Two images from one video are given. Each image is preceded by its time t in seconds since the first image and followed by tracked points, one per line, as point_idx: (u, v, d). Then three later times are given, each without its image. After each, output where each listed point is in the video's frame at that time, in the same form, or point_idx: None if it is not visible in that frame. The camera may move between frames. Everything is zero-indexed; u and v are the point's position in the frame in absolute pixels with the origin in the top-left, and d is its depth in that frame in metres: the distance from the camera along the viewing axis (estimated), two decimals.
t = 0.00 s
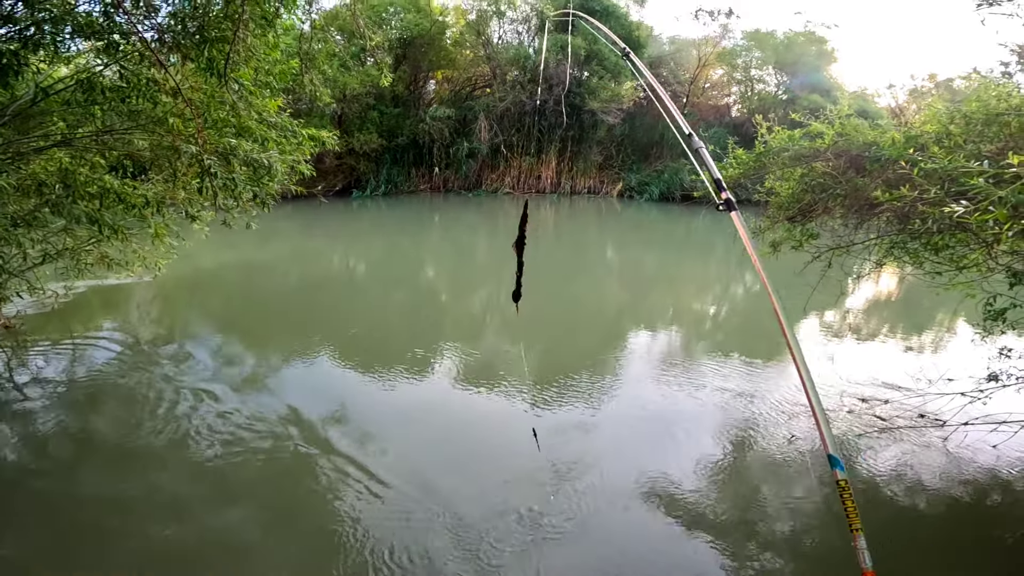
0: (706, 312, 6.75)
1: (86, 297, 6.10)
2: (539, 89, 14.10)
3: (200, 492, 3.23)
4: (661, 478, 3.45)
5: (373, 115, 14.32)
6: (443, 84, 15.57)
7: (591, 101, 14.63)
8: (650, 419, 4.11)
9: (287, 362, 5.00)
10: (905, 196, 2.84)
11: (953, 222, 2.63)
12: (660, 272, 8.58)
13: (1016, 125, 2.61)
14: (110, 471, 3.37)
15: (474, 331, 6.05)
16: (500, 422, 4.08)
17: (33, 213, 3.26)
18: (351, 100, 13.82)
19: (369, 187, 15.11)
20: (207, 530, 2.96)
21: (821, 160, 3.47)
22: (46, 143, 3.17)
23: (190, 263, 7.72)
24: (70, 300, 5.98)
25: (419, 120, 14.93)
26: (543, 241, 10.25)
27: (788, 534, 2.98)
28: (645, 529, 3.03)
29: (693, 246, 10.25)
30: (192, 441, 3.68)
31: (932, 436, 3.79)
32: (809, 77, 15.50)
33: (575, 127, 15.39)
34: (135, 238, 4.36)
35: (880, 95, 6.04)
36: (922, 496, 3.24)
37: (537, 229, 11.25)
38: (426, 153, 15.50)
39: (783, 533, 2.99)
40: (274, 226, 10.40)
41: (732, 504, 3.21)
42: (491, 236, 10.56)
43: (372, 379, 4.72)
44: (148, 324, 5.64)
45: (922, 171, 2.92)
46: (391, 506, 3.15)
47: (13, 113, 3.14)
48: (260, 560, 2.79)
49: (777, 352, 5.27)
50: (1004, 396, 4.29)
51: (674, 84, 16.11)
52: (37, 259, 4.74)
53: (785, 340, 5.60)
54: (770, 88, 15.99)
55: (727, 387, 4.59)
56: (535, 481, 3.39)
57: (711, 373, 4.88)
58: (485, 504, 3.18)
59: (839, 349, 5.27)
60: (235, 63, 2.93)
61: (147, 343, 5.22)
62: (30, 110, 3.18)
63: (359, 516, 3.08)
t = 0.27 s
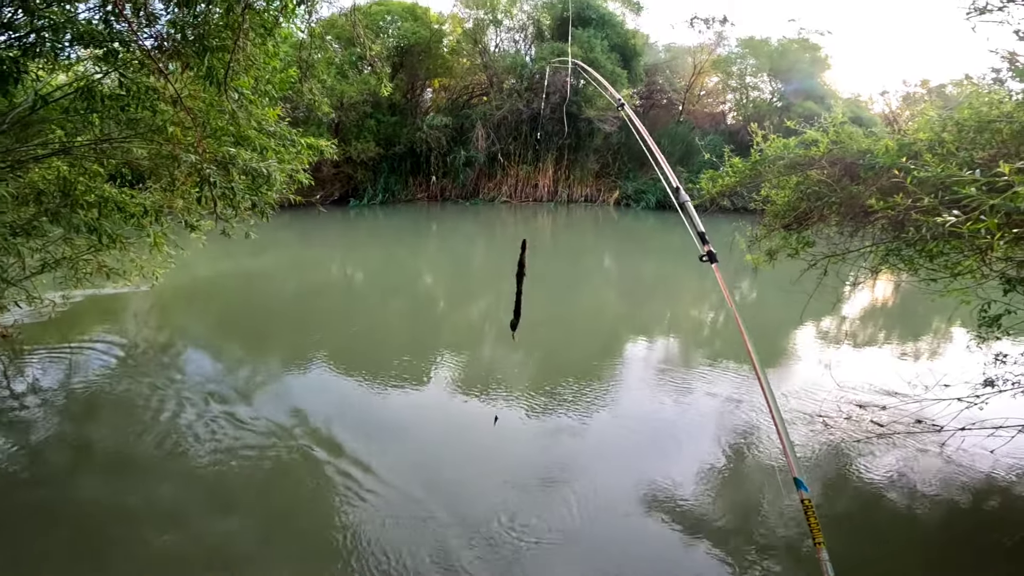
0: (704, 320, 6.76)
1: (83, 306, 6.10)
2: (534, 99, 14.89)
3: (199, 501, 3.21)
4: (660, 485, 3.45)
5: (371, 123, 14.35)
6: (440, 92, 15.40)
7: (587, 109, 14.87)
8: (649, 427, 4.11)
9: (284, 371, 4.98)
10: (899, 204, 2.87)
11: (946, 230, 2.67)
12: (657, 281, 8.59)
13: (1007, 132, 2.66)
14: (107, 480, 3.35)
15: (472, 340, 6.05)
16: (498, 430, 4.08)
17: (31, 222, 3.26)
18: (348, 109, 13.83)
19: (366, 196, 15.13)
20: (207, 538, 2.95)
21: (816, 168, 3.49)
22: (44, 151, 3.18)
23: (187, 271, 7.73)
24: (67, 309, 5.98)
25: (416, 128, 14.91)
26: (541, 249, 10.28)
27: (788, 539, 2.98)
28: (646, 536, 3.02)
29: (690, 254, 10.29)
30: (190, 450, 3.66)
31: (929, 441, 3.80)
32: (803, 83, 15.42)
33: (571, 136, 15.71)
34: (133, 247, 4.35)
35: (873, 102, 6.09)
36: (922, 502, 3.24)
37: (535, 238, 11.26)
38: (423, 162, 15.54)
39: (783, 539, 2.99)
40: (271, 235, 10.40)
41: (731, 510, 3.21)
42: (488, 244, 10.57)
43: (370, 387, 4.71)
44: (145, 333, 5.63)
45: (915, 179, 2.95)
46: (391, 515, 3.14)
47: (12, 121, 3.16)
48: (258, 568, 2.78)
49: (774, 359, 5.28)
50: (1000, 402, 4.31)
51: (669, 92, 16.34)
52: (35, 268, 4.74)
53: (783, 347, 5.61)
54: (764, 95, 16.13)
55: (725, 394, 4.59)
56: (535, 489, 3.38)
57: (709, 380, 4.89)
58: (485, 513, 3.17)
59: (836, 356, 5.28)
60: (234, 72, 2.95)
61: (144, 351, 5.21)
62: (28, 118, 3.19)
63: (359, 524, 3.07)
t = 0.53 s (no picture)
0: (698, 326, 6.77)
1: (75, 314, 6.06)
2: (530, 105, 14.84)
3: (192, 510, 3.18)
4: (656, 491, 3.44)
5: (365, 130, 14.35)
6: (435, 99, 15.62)
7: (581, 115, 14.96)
8: (645, 432, 4.11)
9: (278, 379, 4.96)
10: (891, 209, 2.89)
11: (937, 235, 2.69)
12: (651, 287, 8.60)
13: (997, 137, 2.68)
14: (101, 489, 3.32)
15: (467, 347, 6.04)
16: (494, 437, 4.07)
17: (22, 230, 3.23)
18: (343, 116, 13.80)
19: (361, 203, 15.11)
20: (200, 548, 2.92)
21: (808, 173, 3.51)
22: (37, 157, 3.17)
23: (181, 280, 7.70)
24: (59, 317, 5.94)
25: (410, 135, 14.94)
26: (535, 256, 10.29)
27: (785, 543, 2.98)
28: (643, 542, 3.02)
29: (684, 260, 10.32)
30: (183, 459, 3.63)
31: (923, 445, 3.82)
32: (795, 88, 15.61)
33: (565, 143, 15.69)
34: (126, 254, 4.33)
35: (864, 107, 6.13)
36: (917, 504, 3.25)
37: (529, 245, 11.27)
38: (418, 168, 15.54)
39: (780, 542, 2.99)
40: (266, 242, 10.38)
41: (728, 514, 3.22)
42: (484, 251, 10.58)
43: (365, 395, 4.70)
44: (137, 342, 5.59)
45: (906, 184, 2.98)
46: (388, 522, 3.13)
47: (4, 128, 3.14)
48: None
49: (768, 365, 5.29)
50: (993, 405, 4.33)
51: (662, 98, 16.66)
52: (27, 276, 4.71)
53: (777, 352, 5.63)
54: (757, 101, 16.22)
55: (720, 400, 4.60)
56: (531, 495, 3.37)
57: (703, 385, 4.90)
58: (482, 519, 3.15)
59: (830, 361, 5.30)
60: (228, 78, 2.95)
61: (137, 360, 5.17)
62: (20, 124, 3.18)
63: (355, 532, 3.05)
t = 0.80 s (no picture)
0: (696, 325, 6.78)
1: (72, 315, 6.05)
2: (528, 106, 14.98)
3: (189, 512, 3.16)
4: (655, 491, 3.44)
5: (362, 130, 14.35)
6: (432, 100, 15.60)
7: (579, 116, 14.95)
8: (644, 433, 4.11)
9: (276, 380, 4.95)
10: (888, 209, 2.89)
11: (934, 235, 2.69)
12: (650, 287, 8.60)
13: (994, 136, 2.68)
14: (98, 491, 3.31)
15: (465, 348, 6.04)
16: (493, 437, 4.07)
17: (19, 231, 3.22)
18: (340, 116, 13.75)
19: (359, 204, 15.09)
20: (197, 550, 2.91)
21: (805, 173, 3.51)
22: (33, 158, 3.16)
23: (178, 281, 7.69)
24: (56, 318, 5.93)
25: (408, 135, 14.93)
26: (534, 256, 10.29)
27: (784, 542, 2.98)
28: (642, 542, 3.02)
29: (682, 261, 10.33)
30: (180, 461, 3.62)
31: (921, 444, 3.83)
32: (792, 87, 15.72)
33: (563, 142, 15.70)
34: (123, 255, 4.32)
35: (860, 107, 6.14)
36: (915, 504, 3.25)
37: (527, 245, 11.27)
38: (416, 169, 15.53)
39: (779, 542, 2.99)
40: (263, 244, 10.36)
41: (727, 515, 3.22)
42: (482, 252, 10.56)
43: (363, 396, 4.70)
44: (135, 343, 5.58)
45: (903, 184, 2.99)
46: (386, 523, 3.12)
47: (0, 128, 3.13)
48: None
49: (767, 365, 5.29)
50: (991, 404, 4.33)
51: (660, 98, 16.54)
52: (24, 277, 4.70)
53: (775, 352, 5.63)
54: (754, 100, 16.31)
55: (718, 400, 4.60)
56: (530, 495, 3.37)
57: (702, 385, 4.90)
58: (481, 520, 3.15)
59: (829, 360, 5.29)
60: (225, 79, 2.94)
61: (135, 361, 5.16)
62: (17, 124, 3.17)
63: (353, 533, 3.05)
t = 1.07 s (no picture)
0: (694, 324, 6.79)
1: (71, 316, 6.04)
2: (526, 105, 14.95)
3: (189, 512, 3.17)
4: (654, 489, 3.46)
5: (360, 130, 14.34)
6: (430, 99, 15.57)
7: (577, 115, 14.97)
8: (643, 432, 4.12)
9: (275, 380, 4.95)
10: (884, 208, 2.91)
11: (930, 233, 2.71)
12: (648, 286, 8.62)
13: (988, 135, 2.69)
14: (98, 491, 3.31)
15: (464, 348, 6.05)
16: (492, 437, 4.08)
17: (18, 231, 3.23)
18: (338, 116, 13.71)
19: (357, 204, 15.09)
20: (198, 549, 2.92)
21: (802, 172, 3.52)
22: (31, 159, 3.14)
23: (177, 281, 7.69)
24: (54, 319, 5.93)
25: (406, 135, 14.94)
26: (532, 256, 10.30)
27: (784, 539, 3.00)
28: (641, 540, 3.02)
29: (679, 260, 10.37)
30: (179, 461, 3.62)
31: (918, 441, 3.84)
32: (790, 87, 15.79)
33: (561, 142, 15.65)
34: (121, 256, 4.32)
35: (857, 106, 6.15)
36: (913, 501, 3.27)
37: (526, 245, 11.28)
38: (414, 169, 15.55)
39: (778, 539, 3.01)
40: (262, 244, 10.35)
41: (727, 512, 3.23)
42: (480, 252, 10.57)
43: (363, 395, 4.70)
44: (133, 343, 5.57)
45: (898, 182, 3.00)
46: (387, 521, 3.14)
47: None
48: None
49: (765, 363, 5.31)
50: (987, 401, 4.36)
51: (658, 97, 16.51)
52: (22, 277, 4.70)
53: (773, 350, 5.65)
54: (752, 99, 16.37)
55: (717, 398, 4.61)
56: (529, 494, 3.39)
57: (700, 384, 4.92)
58: (482, 519, 3.16)
59: (826, 358, 5.31)
60: (223, 79, 2.94)
61: (134, 361, 5.16)
62: (15, 125, 3.17)
63: (353, 532, 3.05)
